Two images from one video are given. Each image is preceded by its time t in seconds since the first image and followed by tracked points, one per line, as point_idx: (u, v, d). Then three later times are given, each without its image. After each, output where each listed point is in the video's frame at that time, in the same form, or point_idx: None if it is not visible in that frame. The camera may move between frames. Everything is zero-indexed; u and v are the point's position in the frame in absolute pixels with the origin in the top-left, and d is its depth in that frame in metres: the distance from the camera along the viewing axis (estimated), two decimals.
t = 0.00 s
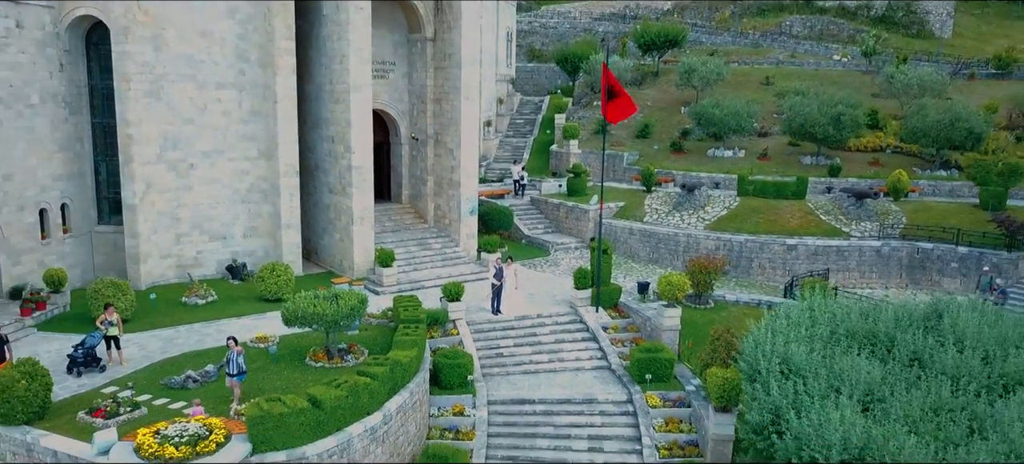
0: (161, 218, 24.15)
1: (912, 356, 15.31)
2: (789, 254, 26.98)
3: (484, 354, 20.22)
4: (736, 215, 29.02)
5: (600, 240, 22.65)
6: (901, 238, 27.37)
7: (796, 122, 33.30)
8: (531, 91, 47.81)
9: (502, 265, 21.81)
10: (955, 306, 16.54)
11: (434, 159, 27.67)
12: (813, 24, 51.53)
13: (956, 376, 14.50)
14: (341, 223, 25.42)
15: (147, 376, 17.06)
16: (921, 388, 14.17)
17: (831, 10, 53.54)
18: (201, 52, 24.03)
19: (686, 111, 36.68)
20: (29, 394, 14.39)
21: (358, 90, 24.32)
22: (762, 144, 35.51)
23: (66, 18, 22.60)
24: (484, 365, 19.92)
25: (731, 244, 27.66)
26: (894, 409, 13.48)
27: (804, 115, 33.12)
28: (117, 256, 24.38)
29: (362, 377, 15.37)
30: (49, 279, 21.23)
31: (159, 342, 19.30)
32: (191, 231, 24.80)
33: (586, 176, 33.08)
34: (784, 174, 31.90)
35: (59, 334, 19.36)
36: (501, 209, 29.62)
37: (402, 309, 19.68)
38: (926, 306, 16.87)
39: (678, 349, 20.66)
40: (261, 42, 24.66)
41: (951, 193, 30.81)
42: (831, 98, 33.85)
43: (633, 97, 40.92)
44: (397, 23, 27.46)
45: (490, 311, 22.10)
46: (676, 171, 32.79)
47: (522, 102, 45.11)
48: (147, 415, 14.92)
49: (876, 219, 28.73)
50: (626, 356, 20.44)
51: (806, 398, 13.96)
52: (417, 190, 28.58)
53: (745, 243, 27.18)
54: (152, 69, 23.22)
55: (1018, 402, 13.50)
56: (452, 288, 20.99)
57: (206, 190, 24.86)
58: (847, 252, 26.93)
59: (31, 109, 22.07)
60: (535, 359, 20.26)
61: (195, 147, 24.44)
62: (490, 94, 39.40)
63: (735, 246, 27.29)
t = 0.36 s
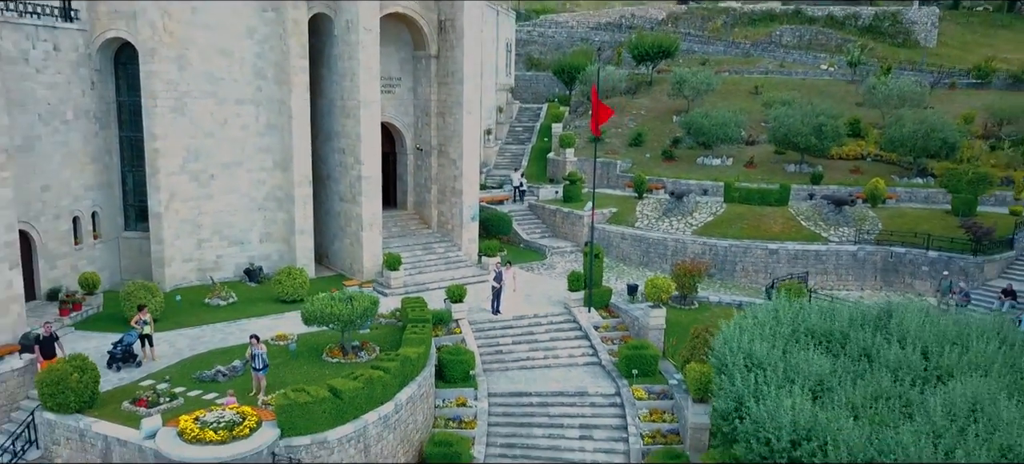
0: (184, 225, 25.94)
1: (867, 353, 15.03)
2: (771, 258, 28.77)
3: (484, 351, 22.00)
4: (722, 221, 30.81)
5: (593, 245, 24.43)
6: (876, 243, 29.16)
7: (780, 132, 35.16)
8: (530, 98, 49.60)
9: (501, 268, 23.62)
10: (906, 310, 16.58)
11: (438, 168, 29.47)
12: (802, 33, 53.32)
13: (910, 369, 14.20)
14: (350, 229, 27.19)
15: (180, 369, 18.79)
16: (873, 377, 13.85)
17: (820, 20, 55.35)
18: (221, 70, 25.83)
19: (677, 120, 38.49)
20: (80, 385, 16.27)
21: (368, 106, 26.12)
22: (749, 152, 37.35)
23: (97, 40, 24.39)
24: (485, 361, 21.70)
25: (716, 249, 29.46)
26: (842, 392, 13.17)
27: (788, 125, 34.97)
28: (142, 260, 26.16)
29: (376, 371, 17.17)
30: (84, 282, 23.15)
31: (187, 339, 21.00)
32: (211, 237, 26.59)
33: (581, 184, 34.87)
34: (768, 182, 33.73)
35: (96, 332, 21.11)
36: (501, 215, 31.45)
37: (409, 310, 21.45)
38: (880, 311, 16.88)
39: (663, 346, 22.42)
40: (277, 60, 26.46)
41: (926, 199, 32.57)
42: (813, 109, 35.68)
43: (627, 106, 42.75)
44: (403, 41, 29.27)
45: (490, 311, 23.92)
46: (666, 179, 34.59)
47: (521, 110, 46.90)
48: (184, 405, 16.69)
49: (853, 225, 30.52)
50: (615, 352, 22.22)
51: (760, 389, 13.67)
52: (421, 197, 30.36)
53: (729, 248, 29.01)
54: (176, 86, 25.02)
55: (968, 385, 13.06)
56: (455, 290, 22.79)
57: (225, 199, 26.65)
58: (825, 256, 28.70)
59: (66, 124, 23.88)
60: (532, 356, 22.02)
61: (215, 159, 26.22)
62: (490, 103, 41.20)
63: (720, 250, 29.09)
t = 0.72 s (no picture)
0: (203, 230, 27.67)
1: (828, 349, 16.77)
2: (755, 261, 30.49)
3: (484, 348, 23.71)
4: (710, 226, 32.52)
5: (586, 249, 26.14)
6: (855, 247, 30.87)
7: (766, 141, 36.92)
8: (528, 105, 51.31)
9: (500, 271, 25.33)
10: (866, 309, 18.33)
11: (440, 176, 31.18)
12: (792, 42, 55.08)
13: (864, 363, 15.93)
14: (359, 234, 28.90)
15: (206, 363, 20.47)
16: (829, 370, 15.59)
17: (809, 28, 57.14)
18: (237, 85, 27.55)
19: (668, 129, 40.23)
20: (118, 378, 17.95)
21: (375, 119, 27.86)
22: (737, 160, 39.10)
23: (123, 57, 26.12)
24: (485, 358, 23.40)
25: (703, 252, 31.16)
26: (800, 383, 14.91)
27: (774, 134, 36.72)
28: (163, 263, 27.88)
29: (386, 366, 18.87)
30: (113, 285, 24.89)
31: (210, 337, 22.70)
32: (228, 241, 28.31)
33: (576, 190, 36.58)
34: (754, 188, 35.47)
35: (126, 331, 22.81)
36: (500, 220, 33.18)
37: (415, 310, 23.14)
38: (843, 311, 18.62)
39: (650, 344, 24.12)
40: (289, 75, 28.19)
41: (905, 205, 34.30)
42: (797, 118, 37.44)
43: (622, 114, 44.50)
44: (408, 56, 30.98)
45: (490, 311, 25.63)
46: (657, 185, 36.31)
47: (520, 116, 48.61)
48: (213, 396, 18.38)
49: (834, 229, 32.24)
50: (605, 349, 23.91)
51: (728, 381, 15.41)
52: (425, 203, 32.09)
53: (716, 251, 30.74)
54: (196, 101, 26.77)
55: (911, 376, 14.82)
56: (457, 291, 24.50)
57: (241, 205, 28.36)
58: (806, 259, 30.41)
59: (94, 137, 25.61)
60: (529, 352, 23.72)
61: (232, 168, 27.94)
62: (490, 111, 42.93)
63: (707, 254, 30.82)
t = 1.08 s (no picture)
0: (220, 234, 29.44)
1: (795, 344, 18.54)
2: (740, 262, 32.27)
3: (485, 344, 25.50)
4: (698, 229, 34.30)
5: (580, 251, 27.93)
6: (835, 249, 32.64)
7: (754, 147, 38.69)
8: (527, 110, 53.06)
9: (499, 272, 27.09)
10: (832, 309, 20.09)
11: (443, 182, 32.97)
12: (783, 50, 56.85)
13: (826, 356, 17.69)
14: (366, 237, 30.68)
15: (229, 357, 22.23)
16: (794, 362, 17.35)
17: (800, 36, 59.00)
18: (252, 97, 29.30)
19: (660, 135, 42.00)
20: (151, 370, 19.73)
21: (382, 129, 29.64)
22: (726, 165, 40.89)
23: (146, 72, 27.87)
24: (485, 353, 25.18)
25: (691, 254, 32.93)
26: (766, 373, 16.67)
27: (761, 141, 38.50)
28: (182, 264, 29.65)
29: (395, 359, 20.66)
30: (138, 285, 26.70)
31: (230, 333, 24.49)
32: (243, 244, 30.09)
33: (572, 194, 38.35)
34: (742, 192, 37.25)
35: (152, 328, 24.57)
36: (498, 223, 34.97)
37: (420, 308, 24.93)
38: (812, 310, 20.37)
39: (639, 340, 25.87)
40: (301, 87, 29.95)
41: (885, 209, 36.05)
42: (783, 126, 39.21)
43: (617, 121, 46.29)
44: (412, 69, 32.75)
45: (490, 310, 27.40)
46: (649, 189, 38.07)
47: (519, 122, 50.37)
48: (237, 386, 20.16)
49: (816, 232, 34.01)
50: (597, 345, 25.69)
51: (702, 372, 17.16)
52: (428, 207, 33.86)
53: (703, 253, 32.51)
54: (214, 113, 28.53)
55: (865, 368, 16.59)
56: (459, 291, 26.28)
57: (255, 210, 30.12)
58: (789, 261, 32.19)
59: (119, 147, 27.37)
60: (526, 348, 25.49)
61: (247, 175, 29.70)
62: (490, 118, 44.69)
63: (695, 255, 32.59)
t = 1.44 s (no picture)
0: (235, 237, 31.22)
1: (767, 339, 20.36)
2: (727, 264, 34.06)
3: (485, 341, 27.28)
4: (689, 232, 36.07)
5: (574, 254, 29.77)
6: (817, 251, 34.42)
7: (742, 153, 40.45)
8: (526, 115, 54.85)
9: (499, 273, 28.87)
10: (803, 306, 21.89)
11: (445, 187, 34.75)
12: (774, 56, 58.73)
13: (795, 350, 19.52)
14: (373, 239, 32.46)
15: (249, 352, 24.00)
16: (766, 355, 19.18)
17: (791, 42, 60.93)
18: (266, 108, 31.05)
19: (654, 141, 43.79)
20: (179, 364, 21.52)
21: (388, 138, 31.41)
22: (716, 170, 42.70)
23: (166, 84, 29.59)
24: (485, 349, 26.97)
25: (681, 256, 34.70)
26: (740, 366, 18.52)
27: (749, 147, 40.27)
28: (200, 266, 31.44)
29: (403, 354, 22.48)
30: (160, 285, 28.48)
31: (248, 330, 26.27)
32: (257, 246, 31.87)
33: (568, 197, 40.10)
34: (731, 197, 39.04)
35: (175, 326, 26.33)
36: (498, 226, 36.78)
37: (425, 306, 26.74)
38: (785, 307, 22.18)
39: (630, 337, 27.66)
40: (312, 98, 31.71)
41: (866, 212, 37.80)
42: (771, 132, 40.99)
43: (612, 126, 48.13)
44: (416, 80, 34.56)
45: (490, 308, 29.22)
46: (642, 194, 39.82)
47: (518, 126, 52.14)
48: (259, 379, 21.95)
49: (800, 234, 35.78)
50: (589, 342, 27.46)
51: (682, 366, 19.00)
52: (431, 211, 35.63)
53: (692, 255, 34.29)
54: (230, 123, 30.30)
55: (828, 361, 18.45)
56: (462, 290, 28.12)
57: (269, 214, 31.87)
58: (773, 262, 33.99)
59: (142, 156, 29.11)
60: (524, 344, 27.25)
61: (261, 181, 31.47)
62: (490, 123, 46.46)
63: (684, 257, 34.37)
